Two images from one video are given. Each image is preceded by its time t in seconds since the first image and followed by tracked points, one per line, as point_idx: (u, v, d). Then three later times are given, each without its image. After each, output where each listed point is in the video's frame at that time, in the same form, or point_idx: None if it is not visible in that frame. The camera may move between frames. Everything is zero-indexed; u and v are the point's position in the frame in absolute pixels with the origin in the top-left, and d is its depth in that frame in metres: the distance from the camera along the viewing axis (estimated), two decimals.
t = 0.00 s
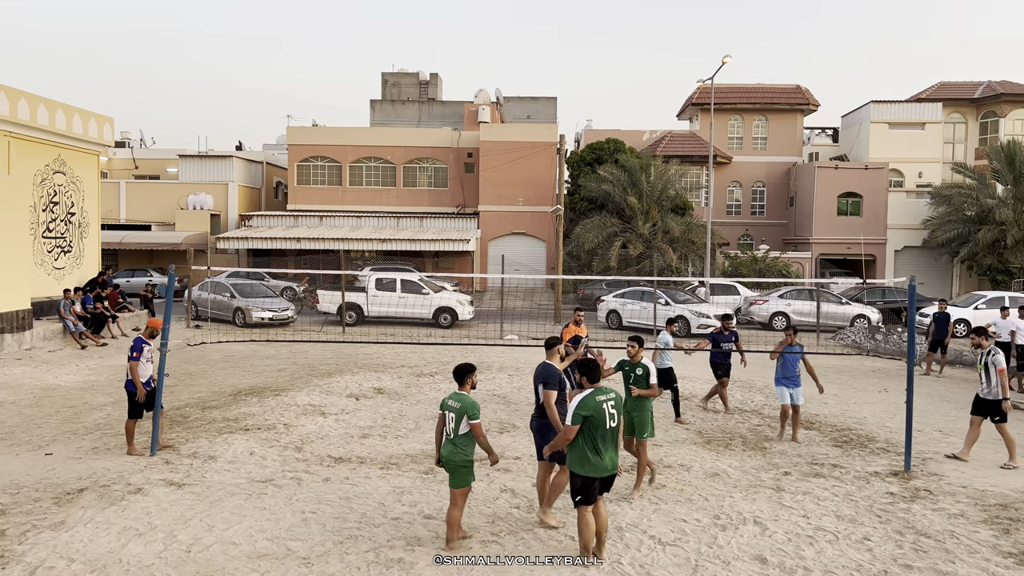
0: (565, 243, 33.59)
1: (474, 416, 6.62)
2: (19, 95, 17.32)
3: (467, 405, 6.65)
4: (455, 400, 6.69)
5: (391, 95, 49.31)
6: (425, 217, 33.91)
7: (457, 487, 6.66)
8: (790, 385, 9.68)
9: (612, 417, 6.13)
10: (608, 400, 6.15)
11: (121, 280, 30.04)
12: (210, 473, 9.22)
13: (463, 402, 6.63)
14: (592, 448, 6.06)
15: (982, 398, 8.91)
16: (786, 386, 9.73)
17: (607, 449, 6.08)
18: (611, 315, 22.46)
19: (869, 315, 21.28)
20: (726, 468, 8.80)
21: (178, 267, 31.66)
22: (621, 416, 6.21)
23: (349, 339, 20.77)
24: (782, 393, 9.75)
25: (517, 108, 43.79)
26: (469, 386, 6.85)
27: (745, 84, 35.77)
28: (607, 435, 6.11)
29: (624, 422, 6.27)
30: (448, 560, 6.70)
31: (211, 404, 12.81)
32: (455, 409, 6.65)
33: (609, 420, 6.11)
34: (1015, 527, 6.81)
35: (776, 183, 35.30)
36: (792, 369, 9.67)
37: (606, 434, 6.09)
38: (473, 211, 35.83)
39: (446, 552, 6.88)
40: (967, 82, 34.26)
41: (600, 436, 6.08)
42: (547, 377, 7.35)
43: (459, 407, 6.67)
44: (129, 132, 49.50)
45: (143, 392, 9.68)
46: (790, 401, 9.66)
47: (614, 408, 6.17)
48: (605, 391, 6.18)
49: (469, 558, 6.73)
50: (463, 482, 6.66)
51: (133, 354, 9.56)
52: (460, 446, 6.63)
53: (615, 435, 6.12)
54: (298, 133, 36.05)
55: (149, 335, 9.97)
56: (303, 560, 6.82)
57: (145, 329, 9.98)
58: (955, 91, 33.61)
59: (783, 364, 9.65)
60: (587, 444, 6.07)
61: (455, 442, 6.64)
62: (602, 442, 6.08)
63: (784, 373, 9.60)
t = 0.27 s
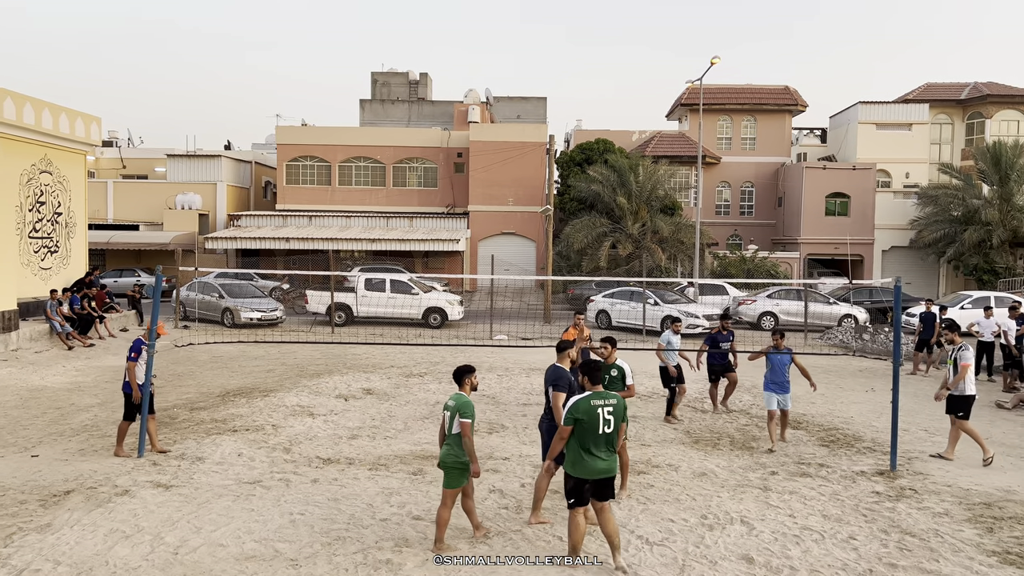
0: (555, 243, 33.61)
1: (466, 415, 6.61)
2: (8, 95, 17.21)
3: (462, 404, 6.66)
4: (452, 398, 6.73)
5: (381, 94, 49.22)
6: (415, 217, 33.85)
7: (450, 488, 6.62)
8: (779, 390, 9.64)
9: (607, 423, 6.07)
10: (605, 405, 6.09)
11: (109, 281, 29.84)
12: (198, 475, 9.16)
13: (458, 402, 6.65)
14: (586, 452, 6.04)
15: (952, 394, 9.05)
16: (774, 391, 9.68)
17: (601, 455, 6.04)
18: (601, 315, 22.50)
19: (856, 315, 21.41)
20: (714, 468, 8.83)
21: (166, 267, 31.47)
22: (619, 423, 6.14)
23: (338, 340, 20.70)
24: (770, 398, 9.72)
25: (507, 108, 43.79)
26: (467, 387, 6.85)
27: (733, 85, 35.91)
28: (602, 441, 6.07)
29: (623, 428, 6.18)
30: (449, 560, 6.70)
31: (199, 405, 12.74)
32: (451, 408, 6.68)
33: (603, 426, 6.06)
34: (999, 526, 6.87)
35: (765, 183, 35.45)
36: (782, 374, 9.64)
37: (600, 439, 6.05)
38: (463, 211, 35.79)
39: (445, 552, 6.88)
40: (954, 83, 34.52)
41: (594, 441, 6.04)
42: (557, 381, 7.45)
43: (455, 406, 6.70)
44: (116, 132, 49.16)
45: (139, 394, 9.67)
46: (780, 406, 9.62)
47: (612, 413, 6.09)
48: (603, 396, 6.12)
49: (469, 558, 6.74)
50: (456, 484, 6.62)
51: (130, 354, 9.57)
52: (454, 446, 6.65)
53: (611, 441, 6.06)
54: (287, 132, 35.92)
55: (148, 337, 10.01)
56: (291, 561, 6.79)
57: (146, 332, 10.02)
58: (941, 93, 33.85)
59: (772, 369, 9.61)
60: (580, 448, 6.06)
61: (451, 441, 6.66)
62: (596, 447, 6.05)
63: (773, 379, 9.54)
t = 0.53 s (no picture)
0: (542, 243, 33.63)
1: (461, 411, 6.63)
2: None
3: (458, 400, 6.68)
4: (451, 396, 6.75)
5: (367, 94, 49.09)
6: (402, 217, 33.77)
7: (454, 484, 6.69)
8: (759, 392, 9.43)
9: (607, 425, 6.05)
10: (605, 408, 6.05)
11: (92, 281, 29.56)
12: (182, 476, 9.10)
13: (454, 398, 6.67)
14: (585, 453, 6.05)
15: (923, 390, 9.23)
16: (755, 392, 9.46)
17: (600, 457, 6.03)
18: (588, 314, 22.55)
19: (840, 314, 21.58)
20: (699, 467, 8.87)
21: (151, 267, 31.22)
22: (620, 426, 6.08)
23: (325, 340, 20.61)
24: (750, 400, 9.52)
25: (493, 108, 43.78)
26: (467, 386, 6.85)
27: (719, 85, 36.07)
28: (601, 443, 6.04)
29: (625, 431, 6.13)
30: (450, 560, 6.71)
31: (184, 406, 12.65)
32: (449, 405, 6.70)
33: (601, 428, 6.03)
34: (979, 523, 6.94)
35: (751, 183, 35.63)
36: (761, 375, 9.45)
37: (598, 441, 6.03)
38: (449, 210, 35.74)
39: (446, 552, 6.89)
40: (937, 84, 34.85)
41: (592, 442, 6.03)
42: (569, 382, 7.61)
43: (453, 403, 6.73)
44: (100, 131, 48.73)
45: (135, 394, 9.64)
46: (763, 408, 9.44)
47: (612, 416, 6.06)
48: (605, 399, 6.08)
49: (469, 558, 6.74)
50: (457, 479, 6.67)
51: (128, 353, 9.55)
52: (452, 443, 6.67)
53: (610, 444, 6.03)
54: (273, 131, 35.73)
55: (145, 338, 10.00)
56: (276, 563, 6.76)
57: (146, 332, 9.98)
58: (924, 94, 34.16)
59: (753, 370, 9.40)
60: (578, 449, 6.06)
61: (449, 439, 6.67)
62: (595, 448, 6.03)
63: (755, 380, 9.32)
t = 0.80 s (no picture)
0: (526, 242, 33.63)
1: (454, 409, 6.66)
2: None
3: (452, 398, 6.72)
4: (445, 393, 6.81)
5: (350, 93, 48.89)
6: (385, 217, 33.63)
7: (458, 480, 6.78)
8: (736, 397, 9.22)
9: (594, 424, 6.06)
10: (593, 406, 6.09)
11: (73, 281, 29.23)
12: (164, 478, 9.00)
13: (446, 395, 6.70)
14: (573, 452, 6.09)
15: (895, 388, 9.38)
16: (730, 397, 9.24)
17: (588, 456, 6.04)
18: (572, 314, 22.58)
19: (822, 313, 21.75)
20: (682, 465, 8.90)
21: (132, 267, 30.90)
22: (608, 425, 6.07)
23: (308, 340, 20.49)
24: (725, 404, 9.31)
25: (477, 107, 43.74)
26: (461, 383, 6.85)
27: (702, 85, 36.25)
28: (588, 441, 6.06)
29: (614, 432, 6.10)
30: (450, 561, 6.69)
31: (166, 407, 12.52)
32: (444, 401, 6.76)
33: (588, 426, 6.06)
34: (958, 519, 7.01)
35: (734, 183, 35.82)
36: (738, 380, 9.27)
37: (585, 440, 6.05)
38: (433, 210, 35.64)
39: (448, 552, 6.87)
40: (917, 85, 35.20)
41: (578, 440, 6.06)
42: (571, 381, 7.72)
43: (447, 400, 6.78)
44: (80, 130, 48.21)
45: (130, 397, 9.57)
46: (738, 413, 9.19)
47: (599, 415, 6.07)
48: (593, 398, 6.11)
49: (469, 558, 6.71)
50: (463, 475, 6.74)
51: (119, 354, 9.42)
52: (449, 440, 6.72)
53: (597, 443, 6.03)
54: (255, 131, 35.50)
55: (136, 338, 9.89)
56: (258, 564, 6.70)
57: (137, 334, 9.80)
58: (905, 94, 34.49)
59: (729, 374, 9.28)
60: (566, 447, 6.11)
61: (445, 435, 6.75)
62: (582, 447, 6.06)
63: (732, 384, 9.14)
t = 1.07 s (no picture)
0: (509, 242, 33.61)
1: (451, 410, 6.64)
2: None
3: (449, 399, 6.69)
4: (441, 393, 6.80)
5: (332, 92, 48.66)
6: (367, 216, 33.47)
7: (456, 479, 6.77)
8: (713, 396, 9.19)
9: (576, 424, 6.05)
10: (576, 405, 6.09)
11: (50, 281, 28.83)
12: (143, 479, 8.89)
13: (444, 396, 6.67)
14: (557, 450, 6.08)
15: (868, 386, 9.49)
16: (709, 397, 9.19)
17: (570, 455, 6.02)
18: (555, 313, 22.60)
19: (803, 312, 21.88)
20: (664, 464, 8.93)
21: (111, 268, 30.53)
22: (591, 425, 6.04)
23: (289, 341, 20.34)
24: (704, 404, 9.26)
25: (460, 107, 43.67)
26: (459, 383, 6.84)
27: (684, 86, 36.44)
28: (571, 440, 6.05)
29: (597, 432, 6.06)
30: (449, 560, 6.64)
31: (145, 409, 12.37)
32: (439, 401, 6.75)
33: (570, 425, 6.05)
34: (936, 515, 7.07)
35: (715, 183, 36.02)
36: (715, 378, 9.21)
37: (566, 438, 6.04)
38: (416, 210, 35.51)
39: (448, 551, 6.81)
40: (895, 86, 35.58)
41: (560, 438, 6.06)
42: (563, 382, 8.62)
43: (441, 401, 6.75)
44: (57, 128, 47.59)
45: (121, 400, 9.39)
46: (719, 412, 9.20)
47: (582, 415, 6.05)
48: (578, 397, 6.12)
49: (469, 558, 6.67)
50: (459, 475, 6.73)
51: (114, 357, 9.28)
52: (445, 439, 6.70)
53: (578, 442, 6.01)
54: (236, 129, 35.22)
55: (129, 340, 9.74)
56: (238, 565, 6.63)
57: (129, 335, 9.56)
58: (884, 95, 34.85)
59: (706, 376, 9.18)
60: (549, 445, 6.12)
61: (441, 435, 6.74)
62: (564, 446, 6.05)
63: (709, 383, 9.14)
